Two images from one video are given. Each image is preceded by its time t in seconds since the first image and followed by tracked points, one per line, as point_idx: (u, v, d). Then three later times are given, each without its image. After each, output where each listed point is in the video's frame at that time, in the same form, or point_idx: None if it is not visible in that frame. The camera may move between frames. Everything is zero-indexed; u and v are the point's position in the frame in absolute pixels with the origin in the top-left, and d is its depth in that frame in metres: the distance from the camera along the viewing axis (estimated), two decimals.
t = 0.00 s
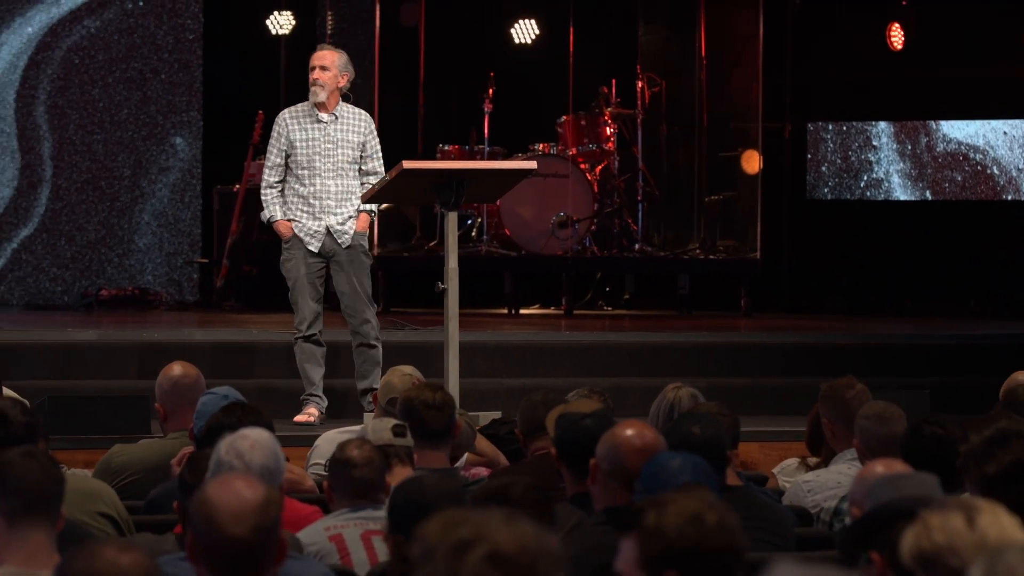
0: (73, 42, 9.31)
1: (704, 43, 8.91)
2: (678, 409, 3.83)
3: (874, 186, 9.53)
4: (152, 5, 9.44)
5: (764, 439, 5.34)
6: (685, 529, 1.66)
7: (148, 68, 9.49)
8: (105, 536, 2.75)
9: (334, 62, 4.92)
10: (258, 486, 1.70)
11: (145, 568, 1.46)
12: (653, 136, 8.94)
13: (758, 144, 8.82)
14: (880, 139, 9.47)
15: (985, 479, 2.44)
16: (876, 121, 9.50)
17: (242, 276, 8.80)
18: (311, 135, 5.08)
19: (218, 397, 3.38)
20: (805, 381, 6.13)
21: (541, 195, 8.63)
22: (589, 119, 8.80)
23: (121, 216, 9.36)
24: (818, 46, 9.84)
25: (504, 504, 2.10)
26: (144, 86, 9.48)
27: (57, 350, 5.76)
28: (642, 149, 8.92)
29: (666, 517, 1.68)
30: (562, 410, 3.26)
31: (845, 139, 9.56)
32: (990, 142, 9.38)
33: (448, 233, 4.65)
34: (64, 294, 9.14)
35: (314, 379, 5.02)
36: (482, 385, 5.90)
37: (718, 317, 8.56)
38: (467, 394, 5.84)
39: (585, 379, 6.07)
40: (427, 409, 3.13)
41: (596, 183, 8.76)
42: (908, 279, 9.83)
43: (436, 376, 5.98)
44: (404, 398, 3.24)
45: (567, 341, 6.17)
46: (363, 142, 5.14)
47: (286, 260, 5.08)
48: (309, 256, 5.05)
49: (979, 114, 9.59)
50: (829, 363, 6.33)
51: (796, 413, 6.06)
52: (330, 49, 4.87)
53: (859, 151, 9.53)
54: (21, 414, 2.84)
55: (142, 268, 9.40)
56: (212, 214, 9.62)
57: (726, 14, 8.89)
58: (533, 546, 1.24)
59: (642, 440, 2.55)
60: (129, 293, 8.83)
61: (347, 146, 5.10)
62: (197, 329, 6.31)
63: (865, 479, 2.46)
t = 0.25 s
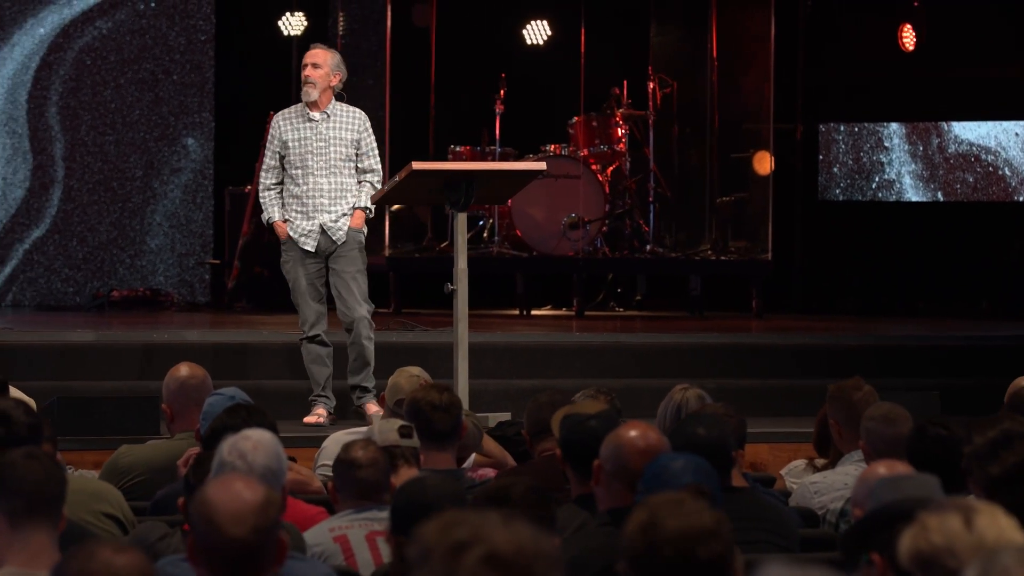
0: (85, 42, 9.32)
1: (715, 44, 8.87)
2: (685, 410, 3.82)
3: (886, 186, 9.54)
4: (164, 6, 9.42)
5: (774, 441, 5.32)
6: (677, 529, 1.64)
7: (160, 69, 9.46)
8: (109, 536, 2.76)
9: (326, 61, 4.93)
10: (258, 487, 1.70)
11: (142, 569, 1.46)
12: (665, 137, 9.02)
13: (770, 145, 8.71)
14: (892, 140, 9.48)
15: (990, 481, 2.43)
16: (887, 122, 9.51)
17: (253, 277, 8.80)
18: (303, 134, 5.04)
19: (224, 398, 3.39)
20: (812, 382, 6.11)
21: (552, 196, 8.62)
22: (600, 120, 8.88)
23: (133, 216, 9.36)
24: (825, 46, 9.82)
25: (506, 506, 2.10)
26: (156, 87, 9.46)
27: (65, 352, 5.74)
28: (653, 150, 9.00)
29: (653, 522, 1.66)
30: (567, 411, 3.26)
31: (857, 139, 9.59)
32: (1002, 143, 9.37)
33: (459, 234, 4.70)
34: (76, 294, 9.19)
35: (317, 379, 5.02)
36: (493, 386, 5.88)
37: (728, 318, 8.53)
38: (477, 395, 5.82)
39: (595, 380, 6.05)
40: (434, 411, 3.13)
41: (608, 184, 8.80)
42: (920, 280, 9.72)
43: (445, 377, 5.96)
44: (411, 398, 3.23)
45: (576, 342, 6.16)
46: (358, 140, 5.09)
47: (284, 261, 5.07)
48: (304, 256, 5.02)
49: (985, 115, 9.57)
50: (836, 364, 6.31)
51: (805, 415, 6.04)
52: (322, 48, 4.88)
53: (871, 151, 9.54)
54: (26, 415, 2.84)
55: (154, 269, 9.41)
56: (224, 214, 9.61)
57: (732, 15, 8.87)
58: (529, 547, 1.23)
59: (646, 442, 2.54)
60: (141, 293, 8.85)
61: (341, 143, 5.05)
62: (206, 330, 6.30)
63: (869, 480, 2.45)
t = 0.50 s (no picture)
0: (95, 43, 9.33)
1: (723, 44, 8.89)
2: (690, 411, 3.82)
3: (895, 188, 9.54)
4: (174, 7, 9.43)
5: (782, 443, 5.29)
6: (639, 537, 1.60)
7: (170, 70, 9.46)
8: (110, 536, 2.76)
9: (318, 61, 4.93)
10: (256, 488, 1.71)
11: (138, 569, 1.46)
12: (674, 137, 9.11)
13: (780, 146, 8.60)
14: (902, 141, 9.50)
15: (991, 482, 2.43)
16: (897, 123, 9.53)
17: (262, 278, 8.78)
18: (299, 134, 5.03)
19: (229, 399, 3.39)
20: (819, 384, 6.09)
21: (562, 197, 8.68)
22: (610, 121, 8.99)
23: (143, 217, 9.36)
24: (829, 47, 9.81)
25: (506, 507, 2.10)
26: (165, 88, 9.44)
27: (70, 352, 5.74)
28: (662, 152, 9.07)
29: (618, 527, 1.63)
30: (569, 412, 3.25)
31: (866, 141, 9.59)
32: (1012, 144, 9.40)
33: (465, 236, 4.70)
34: (85, 295, 9.19)
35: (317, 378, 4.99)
36: (501, 387, 5.86)
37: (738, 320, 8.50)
38: (484, 396, 5.81)
39: (603, 381, 6.03)
40: (438, 411, 3.12)
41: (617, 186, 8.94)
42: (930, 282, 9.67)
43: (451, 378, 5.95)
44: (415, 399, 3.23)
45: (583, 343, 6.15)
46: (355, 137, 5.04)
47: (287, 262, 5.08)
48: (299, 256, 5.00)
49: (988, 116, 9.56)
50: (844, 365, 6.29)
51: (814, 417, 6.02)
52: (315, 47, 4.90)
53: (881, 153, 9.55)
54: (27, 416, 2.84)
55: (163, 270, 9.38)
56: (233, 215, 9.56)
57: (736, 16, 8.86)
58: (523, 549, 1.23)
59: (647, 442, 2.53)
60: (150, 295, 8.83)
61: (336, 142, 5.02)
62: (214, 332, 6.29)
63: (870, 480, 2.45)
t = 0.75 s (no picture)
0: (106, 44, 9.31)
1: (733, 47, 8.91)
2: (697, 411, 3.82)
3: (906, 189, 9.53)
4: (184, 8, 9.41)
5: (790, 443, 5.27)
6: (625, 544, 1.61)
7: (180, 71, 9.45)
8: (114, 537, 2.76)
9: (315, 65, 4.94)
10: (255, 489, 1.70)
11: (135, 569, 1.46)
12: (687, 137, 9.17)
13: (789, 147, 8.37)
14: (912, 141, 9.47)
15: (994, 482, 2.43)
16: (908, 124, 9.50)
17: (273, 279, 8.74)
18: (298, 137, 5.05)
19: (235, 399, 3.40)
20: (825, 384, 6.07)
21: (573, 198, 8.63)
22: (620, 122, 9.03)
23: (154, 218, 9.36)
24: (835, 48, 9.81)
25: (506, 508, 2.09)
26: (176, 89, 9.44)
27: (77, 352, 5.73)
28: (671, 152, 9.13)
29: (605, 536, 1.63)
30: (573, 414, 3.24)
31: (878, 141, 9.58)
32: None
33: (476, 237, 4.79)
34: (96, 296, 9.18)
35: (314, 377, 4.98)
36: (510, 388, 5.83)
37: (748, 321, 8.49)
38: (493, 397, 5.79)
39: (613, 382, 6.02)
40: (443, 412, 3.12)
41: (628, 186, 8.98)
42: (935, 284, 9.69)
43: (458, 379, 5.94)
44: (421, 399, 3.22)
45: (592, 343, 6.14)
46: (352, 138, 5.02)
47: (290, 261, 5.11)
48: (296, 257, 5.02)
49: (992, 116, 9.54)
50: (852, 365, 6.27)
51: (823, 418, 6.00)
52: (311, 51, 4.91)
53: (892, 153, 9.54)
54: (30, 417, 2.85)
55: (174, 270, 9.39)
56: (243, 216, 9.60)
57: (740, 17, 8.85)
58: (516, 549, 1.23)
59: (649, 443, 2.53)
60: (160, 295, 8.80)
61: (333, 144, 5.01)
62: (222, 333, 6.29)
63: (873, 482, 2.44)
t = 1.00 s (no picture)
0: (119, 45, 9.34)
1: (746, 48, 8.96)
2: (705, 413, 3.81)
3: (919, 190, 9.52)
4: (197, 9, 9.41)
5: (801, 444, 5.27)
6: (630, 547, 1.61)
7: (194, 72, 9.44)
8: (120, 539, 2.76)
9: (319, 68, 4.95)
10: (256, 489, 1.71)
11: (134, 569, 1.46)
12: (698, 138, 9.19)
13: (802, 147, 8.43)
14: (925, 143, 9.48)
15: (999, 484, 2.41)
16: (921, 126, 9.51)
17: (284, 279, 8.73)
18: (298, 139, 5.06)
19: (243, 400, 3.40)
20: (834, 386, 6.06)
21: (585, 198, 8.63)
22: (632, 123, 8.99)
23: (167, 219, 9.36)
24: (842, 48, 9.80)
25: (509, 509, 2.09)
26: (189, 90, 9.43)
27: (86, 353, 5.71)
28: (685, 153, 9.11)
29: (612, 536, 1.64)
30: (580, 414, 3.24)
31: (891, 142, 9.55)
32: None
33: (486, 238, 4.82)
34: (110, 297, 9.20)
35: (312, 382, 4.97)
36: (522, 388, 5.81)
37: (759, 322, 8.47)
38: (505, 398, 5.77)
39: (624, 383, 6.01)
40: (450, 413, 3.13)
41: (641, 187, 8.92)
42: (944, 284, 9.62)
43: (468, 380, 5.93)
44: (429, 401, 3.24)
45: (603, 345, 6.13)
46: (350, 143, 5.00)
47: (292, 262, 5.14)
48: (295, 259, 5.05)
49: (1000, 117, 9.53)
50: (862, 367, 6.26)
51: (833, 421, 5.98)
52: (315, 54, 4.92)
53: (905, 154, 9.52)
54: (35, 418, 2.85)
55: (187, 271, 9.39)
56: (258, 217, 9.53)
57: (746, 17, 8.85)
58: (512, 552, 1.23)
59: (649, 443, 2.52)
60: (172, 296, 8.76)
61: (330, 148, 5.01)
62: (232, 334, 6.29)
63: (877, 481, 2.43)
